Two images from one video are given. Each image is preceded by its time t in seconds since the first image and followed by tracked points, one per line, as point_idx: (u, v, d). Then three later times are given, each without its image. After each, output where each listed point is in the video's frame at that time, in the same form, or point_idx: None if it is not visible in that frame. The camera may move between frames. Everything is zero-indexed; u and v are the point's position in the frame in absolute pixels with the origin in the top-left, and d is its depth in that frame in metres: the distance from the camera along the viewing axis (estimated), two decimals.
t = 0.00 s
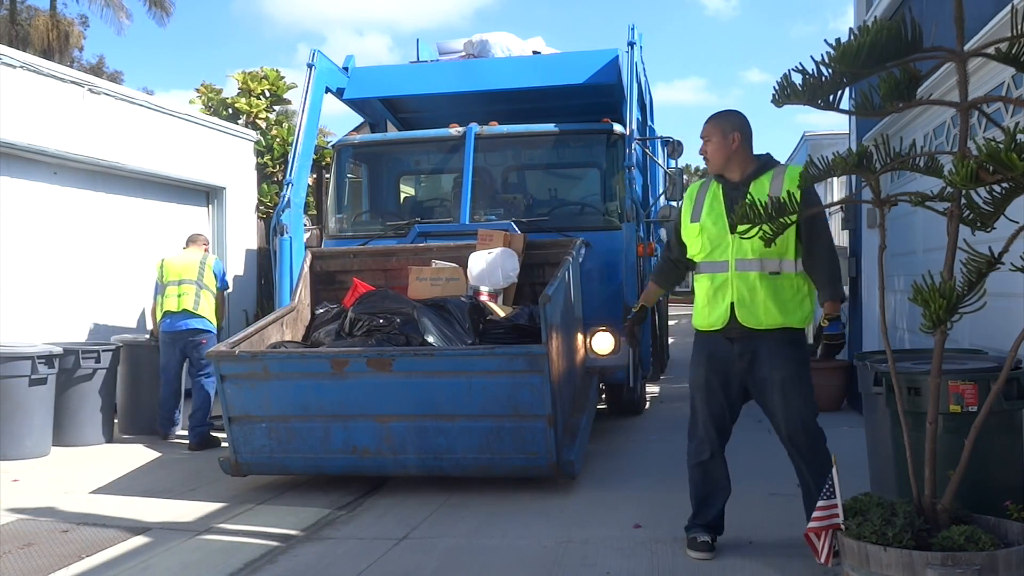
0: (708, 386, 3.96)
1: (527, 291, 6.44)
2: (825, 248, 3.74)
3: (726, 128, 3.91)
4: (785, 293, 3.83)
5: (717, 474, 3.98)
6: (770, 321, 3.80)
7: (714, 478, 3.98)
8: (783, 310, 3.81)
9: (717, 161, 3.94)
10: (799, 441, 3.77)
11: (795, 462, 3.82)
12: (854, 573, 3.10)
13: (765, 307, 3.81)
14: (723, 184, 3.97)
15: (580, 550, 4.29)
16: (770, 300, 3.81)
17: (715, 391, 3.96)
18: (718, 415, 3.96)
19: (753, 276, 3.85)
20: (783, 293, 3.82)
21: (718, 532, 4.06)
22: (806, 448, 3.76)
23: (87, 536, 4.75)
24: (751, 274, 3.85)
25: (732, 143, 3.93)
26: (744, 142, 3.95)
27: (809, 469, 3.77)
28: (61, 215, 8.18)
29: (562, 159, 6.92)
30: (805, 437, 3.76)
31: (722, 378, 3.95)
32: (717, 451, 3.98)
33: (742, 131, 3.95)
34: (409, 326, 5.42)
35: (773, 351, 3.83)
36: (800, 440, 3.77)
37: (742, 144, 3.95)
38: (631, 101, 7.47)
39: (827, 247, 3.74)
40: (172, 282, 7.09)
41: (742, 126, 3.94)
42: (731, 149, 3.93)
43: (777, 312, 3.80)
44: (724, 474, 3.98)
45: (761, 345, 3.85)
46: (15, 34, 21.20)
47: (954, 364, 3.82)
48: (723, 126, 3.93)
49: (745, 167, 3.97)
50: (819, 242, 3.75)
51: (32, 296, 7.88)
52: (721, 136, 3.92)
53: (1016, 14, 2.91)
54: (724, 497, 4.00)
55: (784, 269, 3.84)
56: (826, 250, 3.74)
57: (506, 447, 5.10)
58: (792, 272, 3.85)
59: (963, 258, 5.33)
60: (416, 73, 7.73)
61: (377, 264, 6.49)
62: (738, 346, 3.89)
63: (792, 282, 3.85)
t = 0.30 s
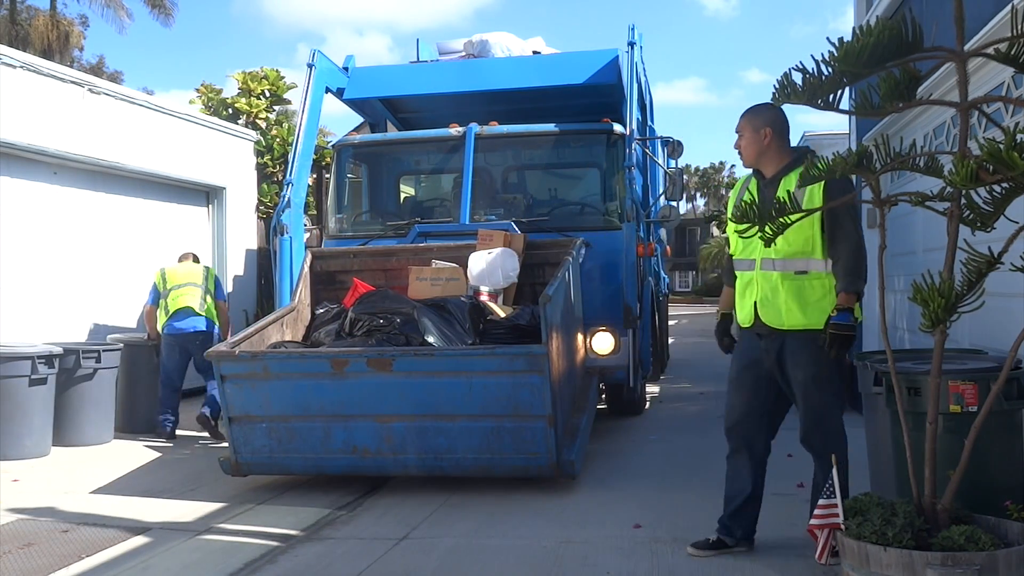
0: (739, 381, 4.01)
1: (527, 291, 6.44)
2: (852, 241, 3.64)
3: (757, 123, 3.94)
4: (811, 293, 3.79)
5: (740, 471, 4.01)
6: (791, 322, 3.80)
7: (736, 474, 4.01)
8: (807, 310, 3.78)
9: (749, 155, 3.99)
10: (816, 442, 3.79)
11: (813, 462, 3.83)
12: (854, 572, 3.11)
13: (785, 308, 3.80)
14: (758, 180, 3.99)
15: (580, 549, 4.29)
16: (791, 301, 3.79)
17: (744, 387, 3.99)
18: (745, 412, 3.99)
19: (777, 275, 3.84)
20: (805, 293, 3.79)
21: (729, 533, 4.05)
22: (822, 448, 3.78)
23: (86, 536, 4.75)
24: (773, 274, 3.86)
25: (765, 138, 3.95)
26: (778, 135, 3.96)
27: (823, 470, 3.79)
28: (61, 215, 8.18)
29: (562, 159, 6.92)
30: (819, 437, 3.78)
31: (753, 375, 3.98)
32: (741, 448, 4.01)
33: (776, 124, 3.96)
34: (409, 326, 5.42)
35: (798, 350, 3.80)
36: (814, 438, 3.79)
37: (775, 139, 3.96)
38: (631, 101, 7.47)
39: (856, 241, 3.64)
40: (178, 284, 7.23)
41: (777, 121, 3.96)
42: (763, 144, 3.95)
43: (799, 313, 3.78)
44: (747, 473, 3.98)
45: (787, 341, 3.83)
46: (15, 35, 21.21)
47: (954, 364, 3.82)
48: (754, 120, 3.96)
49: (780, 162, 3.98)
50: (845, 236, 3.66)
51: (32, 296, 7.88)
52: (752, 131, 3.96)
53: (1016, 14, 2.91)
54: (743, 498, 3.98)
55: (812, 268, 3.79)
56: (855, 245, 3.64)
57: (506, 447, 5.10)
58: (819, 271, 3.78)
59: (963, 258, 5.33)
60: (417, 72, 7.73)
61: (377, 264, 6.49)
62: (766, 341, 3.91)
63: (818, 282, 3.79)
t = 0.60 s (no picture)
0: (750, 379, 4.03)
1: (527, 291, 6.44)
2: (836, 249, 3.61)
3: (766, 120, 3.96)
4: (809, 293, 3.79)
5: (751, 468, 4.02)
6: (790, 321, 3.82)
7: (749, 471, 4.03)
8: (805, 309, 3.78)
9: (760, 153, 4.01)
10: (818, 441, 3.78)
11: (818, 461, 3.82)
12: (854, 573, 3.10)
13: (785, 308, 3.83)
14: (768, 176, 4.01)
15: (580, 549, 4.29)
16: (790, 300, 3.81)
17: (753, 384, 4.01)
18: (754, 410, 4.01)
19: (778, 275, 3.86)
20: (802, 293, 3.79)
21: (760, 528, 4.05)
22: (823, 448, 3.78)
23: (86, 536, 4.75)
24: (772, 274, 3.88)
25: (775, 135, 3.95)
26: (789, 132, 3.96)
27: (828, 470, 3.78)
28: (60, 215, 8.18)
29: (562, 159, 6.92)
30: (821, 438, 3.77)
31: (761, 373, 3.99)
32: (752, 445, 4.03)
33: (786, 121, 3.96)
34: (409, 326, 5.42)
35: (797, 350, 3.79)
36: (815, 437, 3.79)
37: (786, 135, 3.96)
38: (631, 101, 7.47)
39: (842, 247, 3.61)
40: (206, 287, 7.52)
41: (787, 117, 3.95)
42: (772, 142, 3.97)
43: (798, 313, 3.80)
44: (761, 471, 3.99)
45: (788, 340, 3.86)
46: (15, 35, 21.19)
47: (954, 364, 3.82)
48: (765, 117, 3.98)
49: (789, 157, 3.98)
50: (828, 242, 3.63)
51: (32, 296, 7.87)
52: (762, 129, 3.98)
53: (1016, 14, 2.91)
54: (763, 494, 4.00)
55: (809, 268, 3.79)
56: (841, 250, 3.61)
57: (506, 447, 5.10)
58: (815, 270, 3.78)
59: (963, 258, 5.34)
60: (416, 72, 7.73)
61: (377, 264, 6.49)
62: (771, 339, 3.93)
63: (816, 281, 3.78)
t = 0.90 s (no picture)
0: (749, 380, 4.05)
1: (527, 291, 6.44)
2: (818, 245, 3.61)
3: (764, 119, 3.98)
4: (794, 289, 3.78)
5: (757, 467, 4.03)
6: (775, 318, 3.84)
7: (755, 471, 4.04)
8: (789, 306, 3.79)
9: (757, 152, 4.03)
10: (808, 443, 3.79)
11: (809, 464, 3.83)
12: (854, 573, 3.10)
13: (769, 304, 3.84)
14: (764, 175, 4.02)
15: (580, 549, 4.29)
16: (775, 296, 3.82)
17: (752, 386, 4.03)
18: (755, 410, 4.02)
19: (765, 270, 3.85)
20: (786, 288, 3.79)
21: (761, 529, 4.05)
22: (815, 449, 3.78)
23: (86, 536, 4.75)
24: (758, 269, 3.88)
25: (773, 134, 3.97)
26: (787, 132, 3.97)
27: (822, 471, 3.78)
28: (60, 215, 8.18)
29: (562, 159, 6.92)
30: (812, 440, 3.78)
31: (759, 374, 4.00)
32: (755, 446, 4.04)
33: (785, 121, 3.97)
34: (409, 326, 5.42)
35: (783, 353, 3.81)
36: (806, 439, 3.80)
37: (784, 134, 3.97)
38: (631, 101, 7.47)
39: (825, 247, 3.61)
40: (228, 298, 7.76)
41: (787, 118, 3.96)
42: (769, 140, 3.98)
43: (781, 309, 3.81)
44: (769, 471, 3.99)
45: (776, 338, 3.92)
46: (15, 34, 21.15)
47: (954, 364, 3.82)
48: (763, 116, 4.00)
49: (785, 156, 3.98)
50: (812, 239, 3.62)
51: (31, 296, 7.87)
52: (760, 128, 4.00)
53: (1016, 14, 2.91)
54: (767, 495, 4.01)
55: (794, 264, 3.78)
56: (824, 249, 3.61)
57: (506, 447, 5.10)
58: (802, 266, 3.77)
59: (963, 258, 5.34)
60: (416, 73, 7.73)
61: (377, 264, 6.49)
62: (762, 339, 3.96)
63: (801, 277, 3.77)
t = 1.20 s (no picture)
0: (740, 380, 4.05)
1: (527, 291, 6.44)
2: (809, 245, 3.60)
3: (750, 121, 3.99)
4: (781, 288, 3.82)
5: (752, 466, 4.04)
6: (760, 316, 3.88)
7: (752, 471, 4.04)
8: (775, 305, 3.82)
9: (747, 153, 4.04)
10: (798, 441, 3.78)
11: (801, 463, 3.82)
12: (854, 572, 3.11)
13: (756, 302, 3.88)
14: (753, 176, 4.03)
15: (580, 549, 4.29)
16: (762, 295, 3.85)
17: (744, 386, 4.03)
18: (748, 410, 4.03)
19: (753, 269, 3.88)
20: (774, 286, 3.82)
21: (760, 528, 4.05)
22: (807, 449, 3.77)
23: (87, 536, 4.75)
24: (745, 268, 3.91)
25: (760, 135, 3.97)
26: (774, 132, 3.97)
27: (815, 470, 3.78)
28: (61, 215, 8.18)
29: (562, 159, 6.93)
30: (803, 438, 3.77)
31: (750, 374, 4.00)
32: (750, 445, 4.04)
33: (772, 121, 3.97)
34: (409, 326, 5.42)
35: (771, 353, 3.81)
36: (798, 438, 3.79)
37: (771, 134, 3.97)
38: (631, 101, 7.48)
39: (817, 246, 3.61)
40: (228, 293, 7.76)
41: (774, 118, 3.96)
42: (757, 141, 3.99)
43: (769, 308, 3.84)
44: (764, 470, 4.00)
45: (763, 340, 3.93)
46: (15, 35, 21.14)
47: (954, 364, 3.82)
48: (749, 117, 4.01)
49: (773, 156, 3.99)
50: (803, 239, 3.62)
51: (31, 296, 7.87)
52: (747, 129, 4.01)
53: (1016, 14, 2.91)
54: (764, 494, 4.00)
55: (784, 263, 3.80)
56: (816, 248, 3.60)
57: (506, 446, 5.10)
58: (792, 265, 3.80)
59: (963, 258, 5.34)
60: (416, 72, 7.73)
61: (377, 264, 6.49)
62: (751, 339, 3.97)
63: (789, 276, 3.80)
